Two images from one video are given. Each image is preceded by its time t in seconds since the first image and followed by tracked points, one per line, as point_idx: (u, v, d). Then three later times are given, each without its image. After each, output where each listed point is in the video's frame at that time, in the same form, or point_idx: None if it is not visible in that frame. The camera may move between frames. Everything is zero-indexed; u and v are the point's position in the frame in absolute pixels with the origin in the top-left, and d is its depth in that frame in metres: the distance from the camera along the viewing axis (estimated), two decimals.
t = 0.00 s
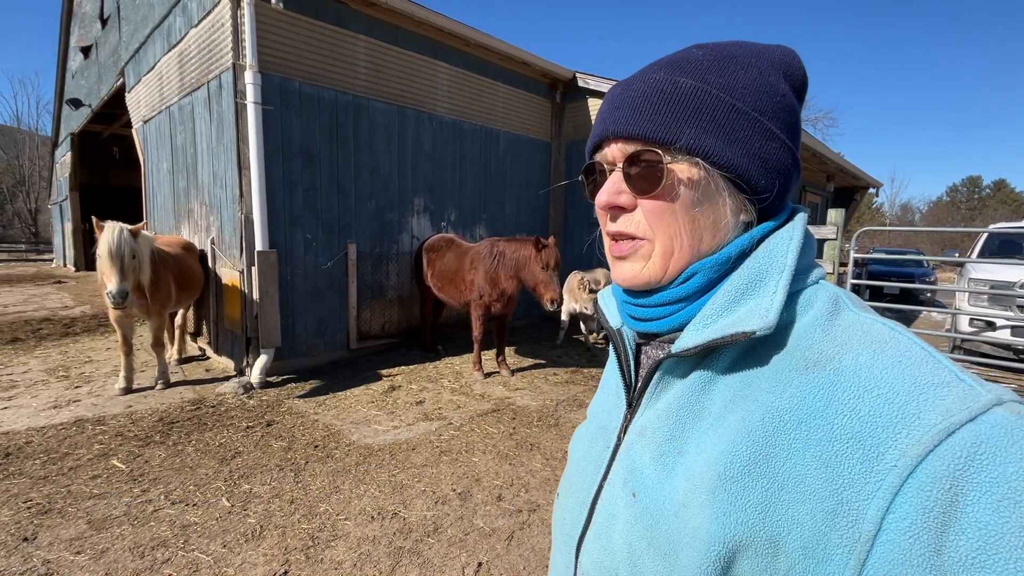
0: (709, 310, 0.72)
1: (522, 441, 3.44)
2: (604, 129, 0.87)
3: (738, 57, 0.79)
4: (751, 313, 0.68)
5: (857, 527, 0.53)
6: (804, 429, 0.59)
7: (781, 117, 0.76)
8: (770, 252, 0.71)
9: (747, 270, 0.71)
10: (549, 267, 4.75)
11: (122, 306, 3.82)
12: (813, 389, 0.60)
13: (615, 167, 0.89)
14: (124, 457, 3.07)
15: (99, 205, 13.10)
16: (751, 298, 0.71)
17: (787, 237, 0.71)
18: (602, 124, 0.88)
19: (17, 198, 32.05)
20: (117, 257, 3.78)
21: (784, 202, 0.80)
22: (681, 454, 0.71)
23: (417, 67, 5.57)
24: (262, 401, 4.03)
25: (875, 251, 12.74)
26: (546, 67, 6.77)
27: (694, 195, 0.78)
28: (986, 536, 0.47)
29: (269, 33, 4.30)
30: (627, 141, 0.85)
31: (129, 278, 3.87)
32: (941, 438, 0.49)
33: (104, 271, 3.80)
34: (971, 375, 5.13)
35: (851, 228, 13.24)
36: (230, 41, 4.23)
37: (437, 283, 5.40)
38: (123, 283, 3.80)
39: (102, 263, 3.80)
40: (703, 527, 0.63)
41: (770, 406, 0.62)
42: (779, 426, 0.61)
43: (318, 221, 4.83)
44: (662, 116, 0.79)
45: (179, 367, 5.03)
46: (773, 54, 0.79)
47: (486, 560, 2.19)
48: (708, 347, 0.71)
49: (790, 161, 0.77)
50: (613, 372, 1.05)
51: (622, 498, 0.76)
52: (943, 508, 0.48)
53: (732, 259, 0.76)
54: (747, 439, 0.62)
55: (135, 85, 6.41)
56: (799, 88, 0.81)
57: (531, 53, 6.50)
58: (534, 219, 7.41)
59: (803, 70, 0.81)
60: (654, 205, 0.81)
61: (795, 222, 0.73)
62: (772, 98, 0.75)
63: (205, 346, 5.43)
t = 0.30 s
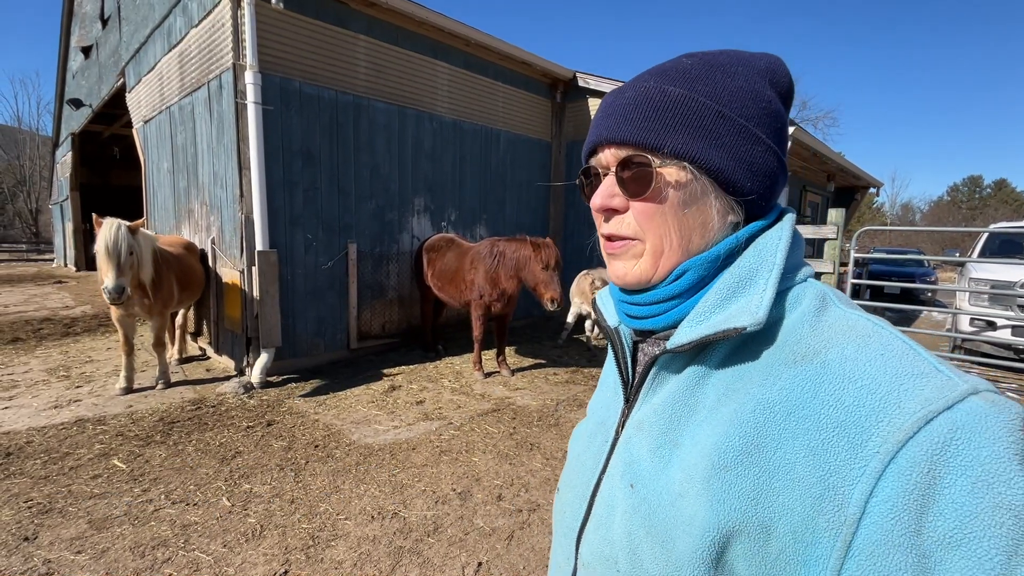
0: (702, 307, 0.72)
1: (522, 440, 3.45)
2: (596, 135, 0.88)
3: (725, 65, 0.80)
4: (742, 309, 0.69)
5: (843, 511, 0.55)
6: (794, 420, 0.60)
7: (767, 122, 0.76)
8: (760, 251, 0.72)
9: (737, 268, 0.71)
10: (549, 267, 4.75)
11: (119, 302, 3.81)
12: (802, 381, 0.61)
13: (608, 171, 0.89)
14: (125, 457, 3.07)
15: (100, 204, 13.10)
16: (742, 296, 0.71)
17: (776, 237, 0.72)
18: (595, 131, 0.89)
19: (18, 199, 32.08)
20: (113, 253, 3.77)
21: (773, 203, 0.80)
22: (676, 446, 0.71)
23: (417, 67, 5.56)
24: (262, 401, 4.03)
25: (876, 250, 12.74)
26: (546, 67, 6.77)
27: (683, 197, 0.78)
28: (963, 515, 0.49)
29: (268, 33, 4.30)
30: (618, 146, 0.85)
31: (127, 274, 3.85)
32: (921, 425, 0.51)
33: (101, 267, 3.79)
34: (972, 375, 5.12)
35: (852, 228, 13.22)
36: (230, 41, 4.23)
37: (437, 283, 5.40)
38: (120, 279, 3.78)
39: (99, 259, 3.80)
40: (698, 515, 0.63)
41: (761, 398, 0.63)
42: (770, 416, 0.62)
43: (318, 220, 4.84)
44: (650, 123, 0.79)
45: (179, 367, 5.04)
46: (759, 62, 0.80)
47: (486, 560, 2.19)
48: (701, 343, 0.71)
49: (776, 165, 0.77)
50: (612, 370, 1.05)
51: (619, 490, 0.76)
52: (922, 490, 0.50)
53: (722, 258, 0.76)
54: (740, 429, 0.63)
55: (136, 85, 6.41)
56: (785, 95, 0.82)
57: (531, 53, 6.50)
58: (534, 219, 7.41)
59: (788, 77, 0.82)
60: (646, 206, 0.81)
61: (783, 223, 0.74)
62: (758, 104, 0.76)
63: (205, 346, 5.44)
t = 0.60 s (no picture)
0: (707, 305, 0.72)
1: (522, 440, 3.45)
2: (603, 136, 0.88)
3: (729, 68, 0.80)
4: (747, 307, 0.69)
5: (844, 501, 0.55)
6: (796, 413, 0.60)
7: (771, 124, 0.76)
8: (764, 250, 0.72)
9: (742, 267, 0.72)
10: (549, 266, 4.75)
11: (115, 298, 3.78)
12: (804, 376, 0.61)
13: (615, 173, 0.89)
14: (124, 456, 3.08)
15: (100, 204, 13.11)
16: (747, 295, 0.71)
17: (779, 237, 0.72)
18: (602, 133, 0.88)
19: (18, 199, 32.11)
20: (110, 249, 3.77)
21: (776, 203, 0.80)
22: (681, 440, 0.71)
23: (417, 67, 5.57)
24: (262, 400, 4.03)
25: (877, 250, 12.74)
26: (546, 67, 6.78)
27: (689, 198, 0.78)
28: (961, 505, 0.49)
29: (268, 33, 4.30)
30: (625, 148, 0.85)
31: (123, 271, 3.84)
32: (919, 418, 0.52)
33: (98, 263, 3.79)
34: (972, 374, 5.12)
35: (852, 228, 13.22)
36: (230, 41, 4.23)
37: (437, 283, 5.40)
38: (116, 275, 3.77)
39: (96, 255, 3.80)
40: (704, 506, 0.63)
41: (764, 391, 0.63)
42: (774, 409, 0.62)
43: (318, 220, 4.84)
44: (657, 125, 0.79)
45: (179, 367, 5.04)
46: (761, 65, 0.80)
47: (486, 559, 2.19)
48: (707, 340, 0.71)
49: (780, 166, 0.77)
50: (615, 367, 1.05)
51: (626, 484, 0.75)
52: (920, 481, 0.50)
53: (727, 257, 0.76)
54: (744, 423, 0.63)
55: (136, 85, 6.41)
56: (788, 97, 0.82)
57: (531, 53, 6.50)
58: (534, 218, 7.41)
59: (790, 79, 0.82)
60: (653, 207, 0.81)
61: (786, 224, 0.74)
62: (762, 106, 0.76)
63: (205, 346, 5.44)
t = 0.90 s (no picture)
0: (717, 306, 0.72)
1: (522, 440, 3.45)
2: (614, 134, 0.87)
3: (741, 67, 0.80)
4: (759, 308, 0.69)
5: (857, 503, 0.55)
6: (809, 414, 0.60)
7: (782, 124, 0.76)
8: (774, 250, 0.72)
9: (753, 268, 0.72)
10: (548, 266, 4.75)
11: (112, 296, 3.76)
12: (817, 377, 0.61)
13: (626, 171, 0.89)
14: (123, 456, 3.08)
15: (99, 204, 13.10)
16: (758, 295, 0.71)
17: (790, 237, 0.72)
18: (613, 130, 0.88)
19: (19, 199, 32.15)
20: (108, 247, 3.76)
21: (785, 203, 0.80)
22: (690, 443, 0.71)
23: (417, 67, 5.57)
24: (262, 400, 4.03)
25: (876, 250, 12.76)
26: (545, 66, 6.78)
27: (703, 196, 0.78)
28: (978, 507, 0.49)
29: (267, 33, 4.30)
30: (637, 146, 0.85)
31: (121, 268, 3.83)
32: (934, 420, 0.52)
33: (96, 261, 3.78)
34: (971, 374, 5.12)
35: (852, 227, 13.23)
36: (230, 41, 4.22)
37: (436, 282, 5.40)
38: (114, 272, 3.76)
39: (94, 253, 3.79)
40: (713, 508, 0.63)
41: (776, 392, 0.63)
42: (785, 411, 0.62)
43: (317, 220, 4.83)
44: (671, 123, 0.79)
45: (179, 367, 5.04)
46: (773, 64, 0.80)
47: (485, 559, 2.19)
48: (717, 341, 0.71)
49: (790, 165, 0.78)
50: (617, 367, 1.04)
51: (632, 486, 0.75)
52: (936, 483, 0.50)
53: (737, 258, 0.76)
54: (755, 424, 0.63)
55: (135, 85, 6.41)
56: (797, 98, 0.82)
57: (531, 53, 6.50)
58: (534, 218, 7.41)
59: (800, 80, 0.82)
60: (665, 205, 0.81)
61: (796, 224, 0.74)
62: (773, 105, 0.76)
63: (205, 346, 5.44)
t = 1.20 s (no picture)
0: (745, 308, 0.73)
1: (521, 440, 3.45)
2: (670, 120, 0.83)
3: (769, 60, 0.84)
4: (789, 313, 0.70)
5: (894, 506, 0.55)
6: (842, 415, 0.60)
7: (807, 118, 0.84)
8: (802, 255, 0.75)
9: (782, 270, 0.74)
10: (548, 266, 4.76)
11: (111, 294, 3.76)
12: (850, 379, 0.61)
13: (678, 163, 0.85)
14: (122, 456, 3.07)
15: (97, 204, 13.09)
16: (787, 297, 0.73)
17: (818, 241, 0.75)
18: (664, 116, 0.83)
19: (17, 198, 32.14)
20: (106, 245, 3.77)
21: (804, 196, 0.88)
22: (709, 445, 0.71)
23: (416, 67, 5.57)
24: (261, 400, 4.03)
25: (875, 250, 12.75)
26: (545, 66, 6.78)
27: (768, 189, 0.79)
28: (1020, 509, 0.50)
29: (267, 33, 4.30)
30: (697, 134, 0.82)
31: (120, 267, 3.83)
32: (977, 421, 0.52)
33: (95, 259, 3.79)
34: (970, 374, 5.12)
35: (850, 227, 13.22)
36: (229, 41, 4.22)
37: (435, 282, 5.40)
38: (112, 271, 3.76)
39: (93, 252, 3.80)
40: (737, 511, 0.63)
41: (805, 393, 0.63)
42: (816, 412, 0.62)
43: (317, 220, 4.83)
44: (737, 109, 0.78)
45: (178, 367, 5.04)
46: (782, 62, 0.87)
47: (484, 559, 2.19)
48: (744, 344, 0.72)
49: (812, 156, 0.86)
50: (620, 367, 1.05)
51: (646, 489, 0.75)
52: (979, 484, 0.51)
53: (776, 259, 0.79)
54: (784, 425, 0.63)
55: (133, 84, 6.41)
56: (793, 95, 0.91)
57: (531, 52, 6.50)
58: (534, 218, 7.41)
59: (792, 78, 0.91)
60: (731, 200, 0.78)
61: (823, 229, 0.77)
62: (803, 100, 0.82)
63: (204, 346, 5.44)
